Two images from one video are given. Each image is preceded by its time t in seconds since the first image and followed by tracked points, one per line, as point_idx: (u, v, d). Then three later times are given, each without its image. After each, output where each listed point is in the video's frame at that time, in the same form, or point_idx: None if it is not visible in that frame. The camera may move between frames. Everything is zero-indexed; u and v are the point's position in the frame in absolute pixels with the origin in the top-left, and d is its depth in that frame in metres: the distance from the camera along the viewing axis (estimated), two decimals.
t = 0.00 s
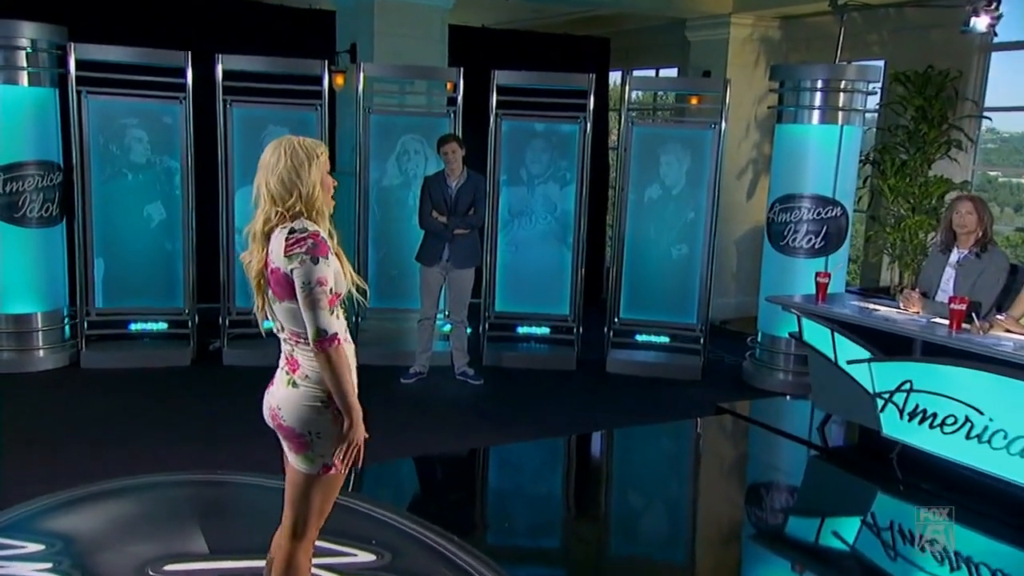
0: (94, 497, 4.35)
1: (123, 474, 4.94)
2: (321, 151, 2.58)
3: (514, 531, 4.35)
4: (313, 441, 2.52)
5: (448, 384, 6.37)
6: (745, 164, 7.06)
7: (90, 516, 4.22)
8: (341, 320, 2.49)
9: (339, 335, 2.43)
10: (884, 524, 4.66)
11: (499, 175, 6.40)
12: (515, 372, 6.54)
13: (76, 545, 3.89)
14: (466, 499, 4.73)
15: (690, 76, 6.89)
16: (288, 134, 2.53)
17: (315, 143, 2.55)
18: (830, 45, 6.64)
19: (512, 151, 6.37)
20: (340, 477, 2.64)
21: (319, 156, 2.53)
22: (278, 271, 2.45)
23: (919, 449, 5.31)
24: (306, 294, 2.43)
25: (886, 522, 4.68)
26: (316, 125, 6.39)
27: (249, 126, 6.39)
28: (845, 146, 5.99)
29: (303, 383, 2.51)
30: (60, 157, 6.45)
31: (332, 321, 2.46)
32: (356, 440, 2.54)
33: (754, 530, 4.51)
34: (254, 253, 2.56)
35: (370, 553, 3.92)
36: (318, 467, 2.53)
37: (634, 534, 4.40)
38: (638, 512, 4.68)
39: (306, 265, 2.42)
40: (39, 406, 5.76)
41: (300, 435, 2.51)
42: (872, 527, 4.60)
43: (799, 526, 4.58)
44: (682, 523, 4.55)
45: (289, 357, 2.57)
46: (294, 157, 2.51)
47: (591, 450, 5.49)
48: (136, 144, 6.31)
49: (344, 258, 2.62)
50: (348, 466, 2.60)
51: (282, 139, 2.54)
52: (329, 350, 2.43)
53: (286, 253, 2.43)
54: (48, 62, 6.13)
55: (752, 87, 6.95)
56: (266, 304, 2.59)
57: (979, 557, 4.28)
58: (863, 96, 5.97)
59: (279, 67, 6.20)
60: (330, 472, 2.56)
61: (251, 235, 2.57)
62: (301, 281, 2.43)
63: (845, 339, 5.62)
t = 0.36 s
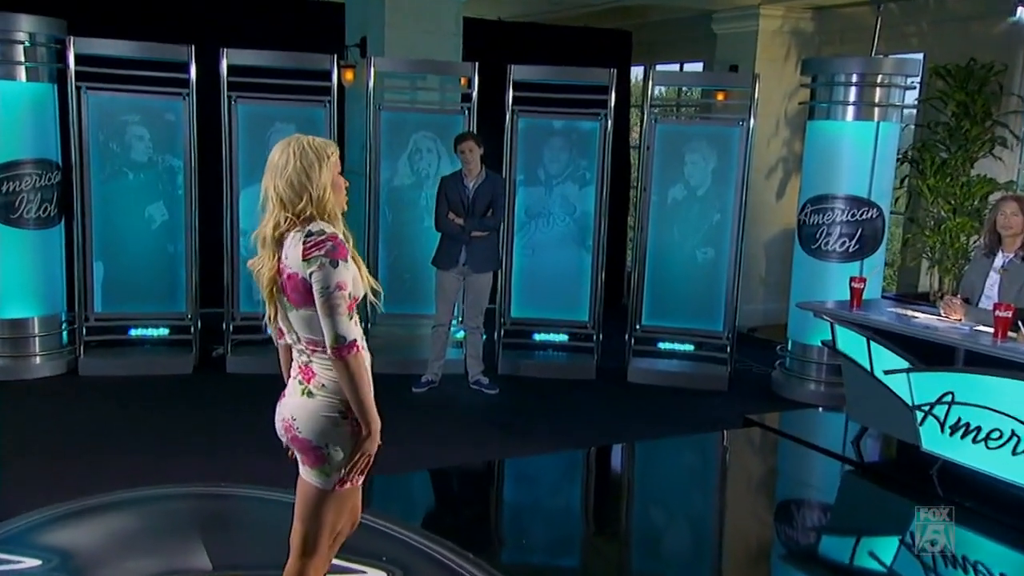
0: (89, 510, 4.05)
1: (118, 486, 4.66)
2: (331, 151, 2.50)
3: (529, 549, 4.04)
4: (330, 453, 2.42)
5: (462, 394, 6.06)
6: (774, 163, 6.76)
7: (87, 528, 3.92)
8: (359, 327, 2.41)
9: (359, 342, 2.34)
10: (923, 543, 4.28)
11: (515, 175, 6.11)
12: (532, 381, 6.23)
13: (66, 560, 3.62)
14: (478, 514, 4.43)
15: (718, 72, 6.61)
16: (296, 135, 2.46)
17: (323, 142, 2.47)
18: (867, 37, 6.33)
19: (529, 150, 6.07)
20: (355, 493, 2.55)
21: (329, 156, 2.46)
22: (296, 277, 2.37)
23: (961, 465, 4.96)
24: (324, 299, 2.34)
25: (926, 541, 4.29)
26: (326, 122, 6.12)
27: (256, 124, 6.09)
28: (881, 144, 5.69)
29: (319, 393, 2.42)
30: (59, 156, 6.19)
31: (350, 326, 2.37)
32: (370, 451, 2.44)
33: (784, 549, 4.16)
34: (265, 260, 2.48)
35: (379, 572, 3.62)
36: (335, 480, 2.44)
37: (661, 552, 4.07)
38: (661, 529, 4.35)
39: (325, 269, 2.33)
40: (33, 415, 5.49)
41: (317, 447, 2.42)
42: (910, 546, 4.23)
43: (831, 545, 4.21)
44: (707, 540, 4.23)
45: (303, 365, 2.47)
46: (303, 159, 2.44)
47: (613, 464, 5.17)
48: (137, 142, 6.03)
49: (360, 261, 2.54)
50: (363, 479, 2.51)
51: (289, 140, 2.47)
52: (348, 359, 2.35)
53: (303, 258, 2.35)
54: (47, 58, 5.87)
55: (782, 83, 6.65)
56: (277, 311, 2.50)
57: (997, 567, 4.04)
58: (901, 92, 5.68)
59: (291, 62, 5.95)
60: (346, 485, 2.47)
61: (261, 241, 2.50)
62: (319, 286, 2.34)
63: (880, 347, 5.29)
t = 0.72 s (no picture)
0: (76, 522, 3.79)
1: (105, 498, 4.40)
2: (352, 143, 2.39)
3: (541, 566, 3.77)
4: (323, 461, 2.30)
5: (470, 402, 5.79)
6: (795, 160, 6.50)
7: (68, 543, 3.65)
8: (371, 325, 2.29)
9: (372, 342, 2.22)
10: (954, 560, 3.98)
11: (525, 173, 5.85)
12: (543, 389, 5.95)
13: (54, 575, 3.35)
14: (487, 527, 4.16)
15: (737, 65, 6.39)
16: (316, 125, 2.34)
17: (344, 133, 2.35)
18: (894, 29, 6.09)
19: (540, 147, 5.82)
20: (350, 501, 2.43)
21: (352, 149, 2.35)
22: (316, 267, 2.24)
23: (993, 478, 4.69)
24: (344, 295, 2.22)
25: (958, 559, 4.00)
26: (327, 118, 5.85)
27: (255, 121, 5.84)
28: (909, 140, 5.42)
29: (312, 397, 2.29)
30: (50, 154, 5.95)
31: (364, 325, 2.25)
32: (367, 457, 2.33)
33: (808, 566, 3.87)
34: (281, 254, 2.33)
35: None
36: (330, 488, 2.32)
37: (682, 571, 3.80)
38: (675, 543, 4.07)
39: (350, 265, 2.21)
40: (21, 424, 5.21)
41: (310, 455, 2.29)
42: (941, 564, 3.93)
43: (857, 561, 3.92)
44: (727, 557, 3.96)
45: (295, 364, 2.34)
46: (326, 151, 2.31)
47: (626, 475, 4.89)
48: (132, 140, 5.77)
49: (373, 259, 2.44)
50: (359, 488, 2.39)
51: (309, 130, 2.34)
52: (358, 358, 2.22)
53: (328, 249, 2.22)
54: (38, 51, 5.63)
55: (803, 77, 6.39)
56: (285, 311, 2.34)
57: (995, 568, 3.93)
58: (929, 86, 5.43)
59: (293, 56, 5.71)
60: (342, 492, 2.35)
61: (275, 234, 2.35)
62: (340, 282, 2.22)
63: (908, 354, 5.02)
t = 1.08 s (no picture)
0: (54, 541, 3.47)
1: (87, 515, 4.10)
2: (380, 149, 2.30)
3: None
4: (292, 472, 2.16)
5: (476, 413, 5.50)
6: (820, 159, 6.21)
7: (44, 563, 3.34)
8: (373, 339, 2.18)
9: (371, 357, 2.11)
10: None
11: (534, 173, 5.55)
12: (554, 400, 5.65)
13: None
14: (495, 545, 3.84)
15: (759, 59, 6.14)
16: (345, 133, 2.24)
17: (373, 139, 2.27)
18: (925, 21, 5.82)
19: (550, 145, 5.53)
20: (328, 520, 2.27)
21: (384, 158, 2.26)
22: (330, 271, 2.14)
23: None
24: (352, 309, 2.10)
25: None
26: (327, 115, 5.56)
27: (251, 118, 5.55)
28: (941, 137, 5.14)
29: (285, 403, 2.16)
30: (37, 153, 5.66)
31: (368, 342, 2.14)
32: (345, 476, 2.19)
33: None
34: (302, 260, 2.23)
35: None
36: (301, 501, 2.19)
37: None
38: (693, 561, 3.74)
39: (366, 280, 2.10)
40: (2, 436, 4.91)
41: (278, 464, 2.16)
42: None
43: None
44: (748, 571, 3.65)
45: (276, 365, 2.23)
46: (357, 160, 2.22)
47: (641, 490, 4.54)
48: (123, 137, 5.49)
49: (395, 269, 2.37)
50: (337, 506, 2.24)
51: (339, 138, 2.25)
52: (354, 377, 2.11)
53: (348, 259, 2.13)
54: (24, 44, 5.35)
55: (828, 70, 6.11)
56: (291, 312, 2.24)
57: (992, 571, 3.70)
58: (963, 81, 5.13)
59: (293, 50, 5.44)
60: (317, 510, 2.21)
61: (299, 242, 2.25)
62: (351, 295, 2.11)
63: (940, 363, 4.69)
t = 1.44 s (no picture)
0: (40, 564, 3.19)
1: (65, 534, 3.81)
2: (394, 156, 2.03)
3: None
4: (274, 490, 1.90)
5: (485, 426, 5.21)
6: (848, 158, 6.01)
7: None
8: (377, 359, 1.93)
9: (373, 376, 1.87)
10: None
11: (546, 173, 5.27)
12: (566, 412, 5.35)
13: None
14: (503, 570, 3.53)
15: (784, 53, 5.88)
16: (358, 137, 1.98)
17: (386, 146, 2.00)
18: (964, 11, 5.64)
19: (563, 144, 5.26)
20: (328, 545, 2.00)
21: (396, 167, 2.00)
22: (326, 280, 1.88)
23: None
24: (351, 324, 1.85)
25: None
26: (329, 112, 5.28)
27: (249, 115, 5.29)
28: (976, 135, 4.86)
29: (269, 415, 1.91)
30: (25, 152, 5.39)
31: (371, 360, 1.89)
32: (348, 500, 1.94)
33: None
34: (298, 267, 1.96)
35: None
36: (284, 523, 1.91)
37: None
38: None
39: (363, 292, 1.85)
40: None
41: (258, 480, 1.90)
42: None
43: None
44: None
45: (263, 373, 1.97)
46: (368, 167, 1.96)
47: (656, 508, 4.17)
48: (114, 135, 5.22)
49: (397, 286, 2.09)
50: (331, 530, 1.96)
51: (351, 142, 1.98)
52: (356, 398, 1.87)
53: (345, 268, 1.86)
54: (11, 37, 5.09)
55: (857, 65, 5.87)
56: (283, 320, 1.97)
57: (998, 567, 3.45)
58: (1000, 76, 4.85)
59: (293, 44, 5.18)
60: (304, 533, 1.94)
61: (297, 249, 1.98)
62: (348, 308, 1.85)
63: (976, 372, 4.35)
